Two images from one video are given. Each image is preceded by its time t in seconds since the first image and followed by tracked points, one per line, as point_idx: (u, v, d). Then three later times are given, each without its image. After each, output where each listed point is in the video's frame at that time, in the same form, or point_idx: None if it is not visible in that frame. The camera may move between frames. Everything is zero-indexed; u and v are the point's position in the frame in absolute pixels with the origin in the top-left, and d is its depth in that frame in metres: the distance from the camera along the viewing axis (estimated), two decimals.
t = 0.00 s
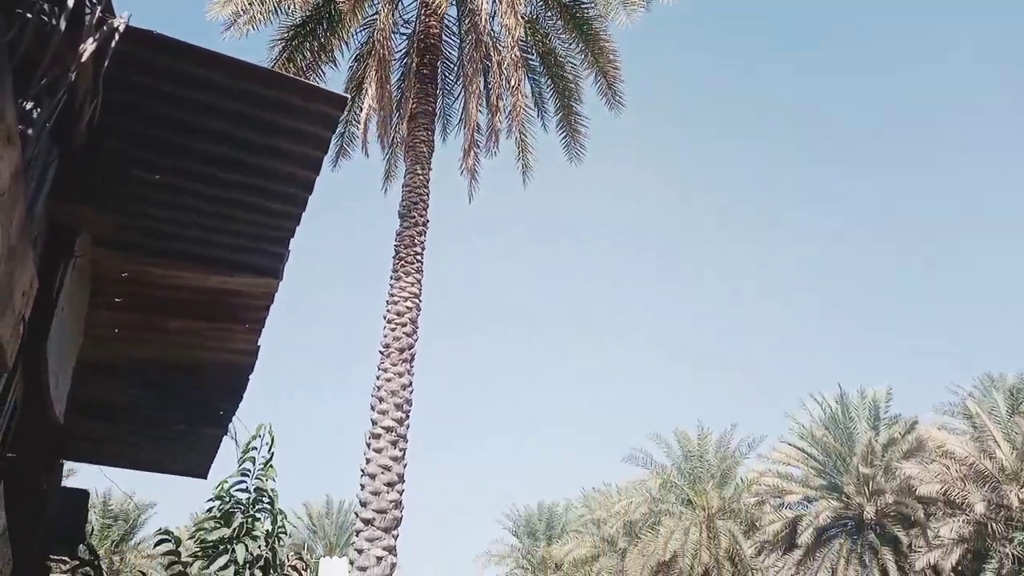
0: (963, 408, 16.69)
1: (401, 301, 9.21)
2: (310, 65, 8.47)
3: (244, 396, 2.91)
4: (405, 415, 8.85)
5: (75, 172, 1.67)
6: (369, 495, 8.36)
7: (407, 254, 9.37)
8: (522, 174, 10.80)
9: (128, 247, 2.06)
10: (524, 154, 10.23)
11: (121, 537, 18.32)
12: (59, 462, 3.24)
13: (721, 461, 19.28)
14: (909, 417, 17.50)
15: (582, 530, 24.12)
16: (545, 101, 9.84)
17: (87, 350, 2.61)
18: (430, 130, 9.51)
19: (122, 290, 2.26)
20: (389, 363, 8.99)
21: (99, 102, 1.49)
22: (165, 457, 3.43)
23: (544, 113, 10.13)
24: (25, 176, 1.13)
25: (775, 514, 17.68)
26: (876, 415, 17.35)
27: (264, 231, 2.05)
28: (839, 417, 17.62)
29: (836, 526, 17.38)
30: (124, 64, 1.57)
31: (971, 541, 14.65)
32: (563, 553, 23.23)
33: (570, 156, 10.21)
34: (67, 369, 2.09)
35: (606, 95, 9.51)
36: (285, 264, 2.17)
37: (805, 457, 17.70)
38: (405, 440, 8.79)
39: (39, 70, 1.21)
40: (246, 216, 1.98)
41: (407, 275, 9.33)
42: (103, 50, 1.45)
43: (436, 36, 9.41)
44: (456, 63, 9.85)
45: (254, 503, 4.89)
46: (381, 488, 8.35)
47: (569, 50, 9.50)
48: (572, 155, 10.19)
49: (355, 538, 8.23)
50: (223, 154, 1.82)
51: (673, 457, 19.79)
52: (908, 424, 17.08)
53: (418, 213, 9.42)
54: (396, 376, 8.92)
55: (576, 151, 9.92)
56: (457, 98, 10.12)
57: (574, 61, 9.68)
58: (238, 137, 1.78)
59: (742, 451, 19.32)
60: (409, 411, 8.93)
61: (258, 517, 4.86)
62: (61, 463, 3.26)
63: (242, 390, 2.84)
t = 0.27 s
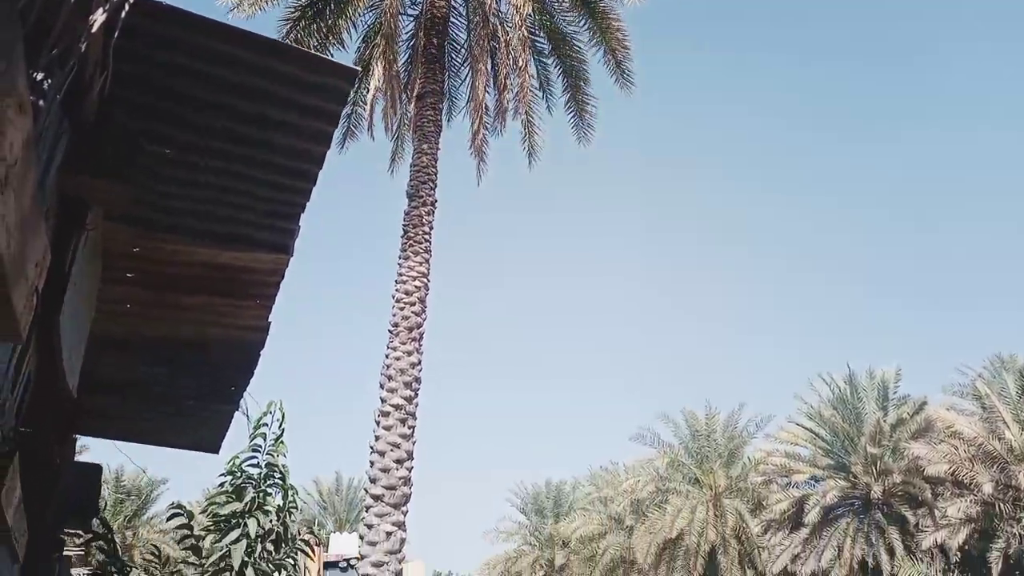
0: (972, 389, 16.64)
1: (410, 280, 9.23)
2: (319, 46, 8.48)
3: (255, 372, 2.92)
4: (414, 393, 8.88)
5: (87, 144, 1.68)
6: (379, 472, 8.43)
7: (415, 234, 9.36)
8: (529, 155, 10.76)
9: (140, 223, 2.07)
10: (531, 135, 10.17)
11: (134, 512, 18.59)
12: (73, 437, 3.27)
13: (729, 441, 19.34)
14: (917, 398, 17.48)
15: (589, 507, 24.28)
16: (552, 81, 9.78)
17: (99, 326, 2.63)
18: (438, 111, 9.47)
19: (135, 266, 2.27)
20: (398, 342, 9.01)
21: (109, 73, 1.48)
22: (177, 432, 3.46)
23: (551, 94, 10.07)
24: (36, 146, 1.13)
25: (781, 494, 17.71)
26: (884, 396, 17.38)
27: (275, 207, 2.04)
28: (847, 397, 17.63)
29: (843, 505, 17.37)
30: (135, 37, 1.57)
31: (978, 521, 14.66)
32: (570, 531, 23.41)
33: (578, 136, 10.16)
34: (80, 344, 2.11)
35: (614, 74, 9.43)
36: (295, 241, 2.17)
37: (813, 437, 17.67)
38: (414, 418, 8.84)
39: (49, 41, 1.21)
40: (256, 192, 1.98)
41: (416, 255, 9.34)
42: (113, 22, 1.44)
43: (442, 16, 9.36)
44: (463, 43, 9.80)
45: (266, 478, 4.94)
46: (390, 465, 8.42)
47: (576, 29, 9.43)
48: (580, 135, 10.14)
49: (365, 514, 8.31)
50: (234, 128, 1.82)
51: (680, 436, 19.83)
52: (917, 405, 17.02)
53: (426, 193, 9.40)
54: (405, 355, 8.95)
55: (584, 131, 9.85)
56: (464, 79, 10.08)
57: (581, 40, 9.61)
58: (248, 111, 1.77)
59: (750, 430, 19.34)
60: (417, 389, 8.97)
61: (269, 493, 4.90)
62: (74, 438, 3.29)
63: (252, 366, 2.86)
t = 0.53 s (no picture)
0: (982, 362, 16.56)
1: (418, 258, 9.23)
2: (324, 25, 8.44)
3: (266, 346, 2.93)
4: (423, 369, 8.93)
5: (94, 114, 1.67)
6: (389, 446, 8.50)
7: (423, 210, 9.36)
8: (534, 133, 10.70)
9: (150, 197, 2.07)
10: (536, 114, 10.10)
11: (148, 488, 18.87)
12: (87, 411, 3.31)
13: (737, 417, 19.44)
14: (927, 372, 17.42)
15: (598, 482, 24.48)
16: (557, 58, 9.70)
17: (111, 300, 2.64)
18: (444, 88, 9.43)
19: (145, 240, 2.28)
20: (407, 319, 9.03)
21: (115, 44, 1.47)
22: (189, 406, 3.49)
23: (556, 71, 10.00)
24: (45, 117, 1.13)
25: (789, 468, 17.79)
26: (893, 369, 17.30)
27: (284, 180, 2.04)
28: (856, 371, 17.59)
29: (851, 479, 17.42)
30: (141, 8, 1.56)
31: (986, 494, 14.73)
32: (579, 504, 23.59)
33: (583, 112, 10.07)
34: (93, 317, 2.12)
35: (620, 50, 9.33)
36: (305, 213, 2.16)
37: (821, 411, 17.69)
38: (424, 393, 8.88)
39: (54, 12, 1.19)
40: (265, 165, 1.97)
41: (423, 232, 9.33)
42: None
43: None
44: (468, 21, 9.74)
45: (277, 452, 4.99)
46: (400, 441, 8.49)
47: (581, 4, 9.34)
48: (586, 111, 10.06)
49: (376, 489, 8.40)
50: (243, 99, 1.80)
51: (688, 411, 19.91)
52: (926, 379, 16.99)
53: (433, 169, 9.39)
54: (414, 331, 8.98)
55: (590, 107, 9.77)
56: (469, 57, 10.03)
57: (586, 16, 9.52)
58: (255, 82, 1.75)
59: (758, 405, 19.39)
60: (427, 365, 9.01)
61: (281, 466, 4.95)
62: (88, 412, 3.33)
63: (264, 339, 2.86)
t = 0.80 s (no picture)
0: (989, 337, 16.48)
1: (422, 235, 9.22)
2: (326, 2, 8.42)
3: (273, 320, 2.94)
4: (429, 346, 8.95)
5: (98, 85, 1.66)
6: (396, 423, 8.55)
7: (427, 188, 9.35)
8: (536, 113, 10.63)
9: (156, 169, 2.07)
10: (537, 94, 9.99)
11: (159, 465, 19.08)
12: (96, 385, 3.33)
13: (742, 393, 19.37)
14: (933, 348, 17.35)
15: (604, 458, 24.64)
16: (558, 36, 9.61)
17: (118, 275, 2.65)
18: (446, 65, 9.39)
19: (151, 214, 2.28)
20: (412, 296, 9.04)
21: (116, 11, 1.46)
22: (197, 380, 3.51)
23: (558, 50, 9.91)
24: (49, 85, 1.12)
25: (795, 444, 17.83)
26: (900, 345, 17.22)
27: (289, 152, 2.03)
28: (862, 348, 17.51)
29: (856, 455, 17.47)
30: None
31: (992, 469, 14.77)
32: (585, 480, 23.74)
33: (585, 90, 9.97)
34: (102, 289, 2.13)
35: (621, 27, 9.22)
36: (310, 186, 2.15)
37: (827, 387, 17.68)
38: (430, 370, 8.92)
39: None
40: (269, 136, 1.97)
41: (428, 210, 9.31)
42: None
43: None
44: None
45: (286, 428, 5.02)
46: (407, 417, 8.53)
47: None
48: (588, 89, 9.96)
49: (383, 464, 8.48)
50: (245, 68, 1.78)
51: (694, 388, 19.94)
52: (933, 355, 16.95)
53: (436, 146, 9.38)
54: (419, 309, 8.99)
55: (592, 86, 9.67)
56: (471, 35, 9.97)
57: None
58: (258, 50, 1.74)
59: (764, 381, 19.41)
60: (433, 342, 9.03)
61: (290, 441, 4.99)
62: (97, 386, 3.35)
63: (270, 313, 2.87)
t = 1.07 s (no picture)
0: (992, 307, 16.41)
1: (424, 206, 9.19)
2: None
3: (277, 288, 2.94)
4: (433, 317, 8.96)
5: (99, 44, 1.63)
6: (399, 392, 8.60)
7: (428, 158, 9.31)
8: (537, 82, 10.52)
9: (158, 133, 2.05)
10: (538, 64, 9.88)
11: (165, 435, 19.24)
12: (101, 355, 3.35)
13: (744, 362, 19.40)
14: (936, 318, 17.30)
15: (606, 428, 24.82)
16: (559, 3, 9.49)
17: (120, 241, 2.64)
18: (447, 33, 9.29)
19: (154, 180, 2.27)
20: (415, 267, 9.03)
21: None
22: (203, 350, 3.53)
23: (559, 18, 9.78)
24: (48, 38, 1.10)
25: (796, 413, 17.92)
26: (903, 315, 17.16)
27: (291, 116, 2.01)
28: (866, 319, 17.28)
29: (857, 424, 17.58)
30: None
31: (992, 437, 14.87)
32: (587, 450, 23.94)
33: (586, 61, 9.85)
34: (104, 253, 2.13)
35: None
36: (312, 151, 2.14)
37: (829, 357, 17.71)
38: (433, 340, 8.94)
39: None
40: (271, 98, 1.95)
41: (430, 180, 9.28)
42: None
43: None
44: None
45: (290, 396, 5.05)
46: (410, 386, 8.58)
47: None
48: (590, 59, 9.84)
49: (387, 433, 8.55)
50: (249, 31, 1.76)
51: (696, 357, 19.99)
52: (936, 325, 16.92)
53: (437, 115, 9.33)
54: (422, 280, 8.98)
55: (594, 55, 9.56)
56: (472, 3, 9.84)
57: None
58: (260, 12, 1.71)
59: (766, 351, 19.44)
60: (436, 312, 9.04)
61: (294, 410, 5.03)
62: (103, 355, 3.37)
63: (274, 281, 2.87)
